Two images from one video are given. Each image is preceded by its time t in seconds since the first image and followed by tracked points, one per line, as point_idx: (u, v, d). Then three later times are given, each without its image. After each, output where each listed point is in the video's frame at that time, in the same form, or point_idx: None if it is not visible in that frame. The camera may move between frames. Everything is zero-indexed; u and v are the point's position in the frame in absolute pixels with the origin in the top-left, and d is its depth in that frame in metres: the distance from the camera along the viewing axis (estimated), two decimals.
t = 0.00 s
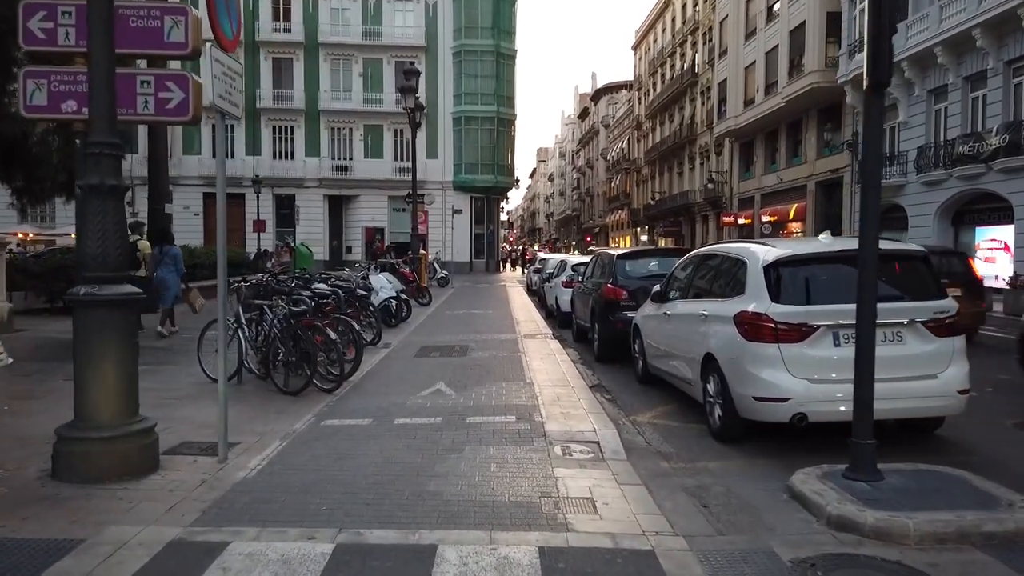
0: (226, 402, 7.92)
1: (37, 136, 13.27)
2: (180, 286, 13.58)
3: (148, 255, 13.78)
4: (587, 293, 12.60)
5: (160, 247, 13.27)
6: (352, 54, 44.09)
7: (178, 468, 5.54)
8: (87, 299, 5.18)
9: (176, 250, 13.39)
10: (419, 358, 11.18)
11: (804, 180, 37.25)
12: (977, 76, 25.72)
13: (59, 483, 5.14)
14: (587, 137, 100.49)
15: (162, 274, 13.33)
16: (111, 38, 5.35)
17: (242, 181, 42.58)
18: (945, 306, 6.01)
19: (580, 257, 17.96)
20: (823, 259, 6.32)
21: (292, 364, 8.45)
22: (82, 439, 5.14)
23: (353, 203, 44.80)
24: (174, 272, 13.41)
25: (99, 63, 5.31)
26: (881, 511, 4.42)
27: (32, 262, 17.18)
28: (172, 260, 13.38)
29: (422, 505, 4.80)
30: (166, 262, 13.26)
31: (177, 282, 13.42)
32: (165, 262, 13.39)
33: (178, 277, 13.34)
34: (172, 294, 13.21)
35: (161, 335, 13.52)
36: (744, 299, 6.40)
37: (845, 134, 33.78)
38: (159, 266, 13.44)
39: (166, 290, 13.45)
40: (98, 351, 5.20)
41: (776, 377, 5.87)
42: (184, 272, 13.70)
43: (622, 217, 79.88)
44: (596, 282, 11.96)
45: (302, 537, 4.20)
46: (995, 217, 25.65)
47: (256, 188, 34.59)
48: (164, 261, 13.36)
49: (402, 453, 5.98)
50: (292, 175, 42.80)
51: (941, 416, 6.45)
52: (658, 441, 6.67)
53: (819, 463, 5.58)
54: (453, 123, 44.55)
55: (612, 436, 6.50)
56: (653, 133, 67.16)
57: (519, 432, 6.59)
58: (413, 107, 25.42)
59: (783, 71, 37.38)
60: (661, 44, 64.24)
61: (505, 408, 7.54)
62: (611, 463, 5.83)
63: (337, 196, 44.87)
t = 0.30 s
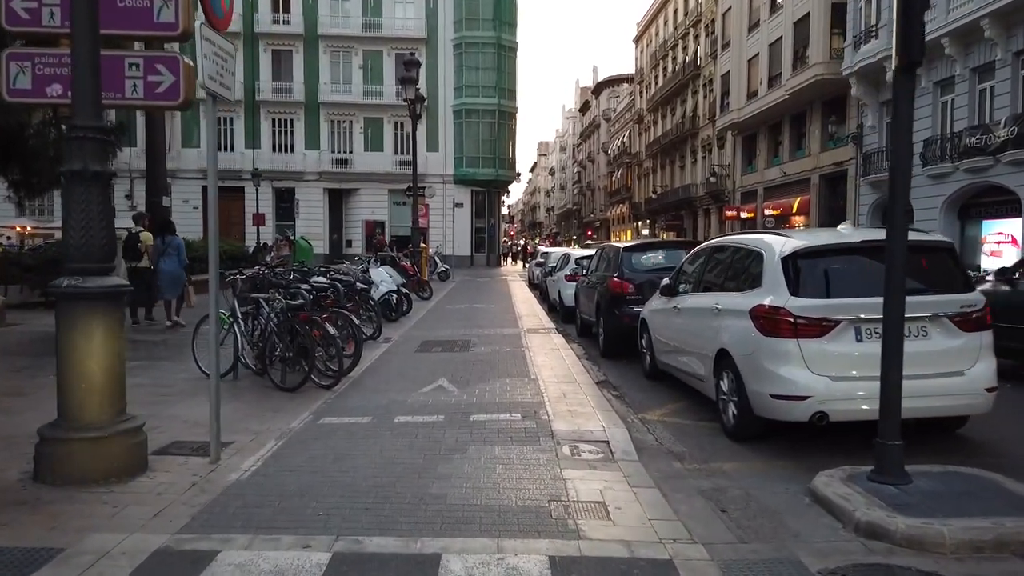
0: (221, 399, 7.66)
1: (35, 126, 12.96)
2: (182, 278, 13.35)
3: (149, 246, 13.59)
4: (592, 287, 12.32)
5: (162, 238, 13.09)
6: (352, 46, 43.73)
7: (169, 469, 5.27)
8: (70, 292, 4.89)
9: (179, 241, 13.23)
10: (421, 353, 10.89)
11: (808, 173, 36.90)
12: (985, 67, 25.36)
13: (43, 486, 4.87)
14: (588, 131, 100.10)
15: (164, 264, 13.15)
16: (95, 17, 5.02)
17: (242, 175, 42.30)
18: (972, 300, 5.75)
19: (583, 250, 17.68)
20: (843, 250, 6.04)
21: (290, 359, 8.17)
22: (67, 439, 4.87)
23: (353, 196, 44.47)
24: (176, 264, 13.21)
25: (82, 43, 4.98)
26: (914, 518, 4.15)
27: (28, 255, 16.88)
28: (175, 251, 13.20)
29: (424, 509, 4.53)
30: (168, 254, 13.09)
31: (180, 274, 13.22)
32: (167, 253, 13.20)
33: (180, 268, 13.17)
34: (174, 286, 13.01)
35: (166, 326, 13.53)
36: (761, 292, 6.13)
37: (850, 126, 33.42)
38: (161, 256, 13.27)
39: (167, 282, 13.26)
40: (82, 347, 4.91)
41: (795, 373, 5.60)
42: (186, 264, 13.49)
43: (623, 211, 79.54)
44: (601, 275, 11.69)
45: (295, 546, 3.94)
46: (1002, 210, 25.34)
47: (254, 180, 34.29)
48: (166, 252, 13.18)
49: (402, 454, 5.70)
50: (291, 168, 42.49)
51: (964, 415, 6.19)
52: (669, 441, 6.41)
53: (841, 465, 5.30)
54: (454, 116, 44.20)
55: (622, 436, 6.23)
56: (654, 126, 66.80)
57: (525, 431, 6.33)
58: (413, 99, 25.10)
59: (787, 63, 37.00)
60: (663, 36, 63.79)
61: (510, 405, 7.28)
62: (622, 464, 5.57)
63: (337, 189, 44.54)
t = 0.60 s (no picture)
0: (215, 406, 7.40)
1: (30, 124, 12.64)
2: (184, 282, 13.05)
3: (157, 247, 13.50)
4: (596, 288, 12.07)
5: (169, 239, 12.95)
6: (352, 43, 43.46)
7: (158, 484, 5.03)
8: (54, 298, 4.64)
9: (185, 244, 13.03)
10: (421, 357, 10.63)
11: (811, 172, 36.61)
12: (992, 65, 25.10)
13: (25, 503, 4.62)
14: (588, 130, 99.87)
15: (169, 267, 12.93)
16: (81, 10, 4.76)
17: (241, 173, 42.05)
18: (999, 307, 5.50)
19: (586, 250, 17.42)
20: (863, 254, 5.80)
21: (286, 365, 7.92)
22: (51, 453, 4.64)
23: (353, 195, 44.22)
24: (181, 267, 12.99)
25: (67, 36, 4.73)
26: (947, 540, 3.90)
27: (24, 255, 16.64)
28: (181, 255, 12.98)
29: (427, 529, 4.29)
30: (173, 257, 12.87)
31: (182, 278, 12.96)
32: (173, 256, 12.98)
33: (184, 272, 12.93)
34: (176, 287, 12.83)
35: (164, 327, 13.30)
36: (777, 297, 5.88)
37: (854, 125, 33.14)
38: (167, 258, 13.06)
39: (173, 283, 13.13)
40: (66, 356, 4.66)
41: (815, 383, 5.34)
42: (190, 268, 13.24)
43: (624, 209, 79.29)
44: (607, 276, 11.44)
45: (290, 572, 3.69)
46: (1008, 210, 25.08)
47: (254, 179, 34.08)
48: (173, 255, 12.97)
49: (402, 467, 5.46)
50: (290, 167, 42.23)
51: (989, 425, 5.94)
52: (680, 452, 6.16)
53: (864, 481, 5.05)
54: (454, 114, 43.92)
55: (632, 446, 5.97)
56: (655, 124, 66.53)
57: (531, 441, 6.08)
58: (413, 97, 24.83)
59: (789, 61, 36.71)
60: (664, 34, 63.45)
61: (515, 414, 7.03)
62: (633, 477, 5.31)
63: (337, 188, 44.29)
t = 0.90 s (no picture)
0: (201, 410, 7.11)
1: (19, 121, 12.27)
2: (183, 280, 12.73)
3: (161, 242, 13.20)
4: (596, 287, 11.81)
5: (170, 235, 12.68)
6: (349, 42, 43.17)
7: (135, 494, 4.75)
8: (22, 298, 4.35)
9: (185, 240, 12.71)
10: (416, 358, 10.36)
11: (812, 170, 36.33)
12: (995, 62, 24.84)
13: None
14: (587, 129, 99.62)
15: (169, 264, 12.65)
16: None
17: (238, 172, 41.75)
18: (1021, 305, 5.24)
19: (586, 249, 17.16)
20: (879, 250, 5.53)
21: (277, 366, 7.63)
22: (19, 462, 4.35)
23: (350, 194, 43.93)
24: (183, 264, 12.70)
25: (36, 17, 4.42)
26: (977, 556, 3.63)
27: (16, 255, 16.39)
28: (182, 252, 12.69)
29: (420, 544, 4.01)
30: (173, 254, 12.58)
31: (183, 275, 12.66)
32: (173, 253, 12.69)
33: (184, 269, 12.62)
34: (178, 286, 12.54)
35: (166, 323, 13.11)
36: (789, 295, 5.61)
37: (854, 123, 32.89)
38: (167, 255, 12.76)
39: (174, 280, 12.89)
40: (34, 359, 4.38)
41: (829, 386, 5.07)
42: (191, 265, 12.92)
43: (623, 209, 78.99)
44: (607, 275, 11.18)
45: None
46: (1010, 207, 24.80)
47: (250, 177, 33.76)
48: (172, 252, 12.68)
49: (394, 475, 5.18)
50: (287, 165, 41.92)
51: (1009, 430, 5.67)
52: (686, 457, 5.89)
53: (882, 490, 4.78)
54: (452, 112, 43.59)
55: (635, 452, 5.70)
56: (654, 123, 66.29)
57: (530, 447, 5.80)
58: (411, 94, 24.54)
59: (790, 59, 36.46)
60: (663, 33, 63.22)
61: (513, 418, 6.76)
62: (638, 485, 5.04)
63: (334, 187, 43.99)
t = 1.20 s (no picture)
0: (183, 419, 6.82)
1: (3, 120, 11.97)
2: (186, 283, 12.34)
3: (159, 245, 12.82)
4: (596, 289, 11.51)
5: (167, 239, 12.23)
6: (346, 41, 42.85)
7: (104, 513, 4.46)
8: None
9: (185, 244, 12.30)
10: (409, 362, 10.06)
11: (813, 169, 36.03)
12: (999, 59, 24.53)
13: None
14: (586, 128, 99.30)
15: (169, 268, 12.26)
16: None
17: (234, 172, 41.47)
18: None
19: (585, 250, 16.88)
20: (893, 252, 5.24)
21: (263, 373, 7.33)
22: None
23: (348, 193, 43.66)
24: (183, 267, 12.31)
25: None
26: None
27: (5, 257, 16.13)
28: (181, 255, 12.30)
29: (407, 571, 3.71)
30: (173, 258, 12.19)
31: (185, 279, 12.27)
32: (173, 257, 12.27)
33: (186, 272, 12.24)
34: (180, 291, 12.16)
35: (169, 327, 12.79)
36: (799, 300, 5.31)
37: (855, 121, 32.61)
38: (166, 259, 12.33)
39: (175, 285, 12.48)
40: None
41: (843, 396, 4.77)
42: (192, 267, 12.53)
43: (622, 208, 78.72)
44: (607, 277, 10.89)
45: None
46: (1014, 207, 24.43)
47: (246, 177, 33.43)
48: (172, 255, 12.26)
49: (382, 491, 4.88)
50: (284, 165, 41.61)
51: None
52: (690, 470, 5.59)
53: (899, 508, 4.48)
54: (450, 111, 43.28)
55: (637, 466, 5.41)
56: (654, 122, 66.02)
57: (526, 460, 5.52)
58: (408, 93, 24.22)
59: (790, 57, 36.18)
60: (662, 32, 62.95)
61: (509, 427, 6.48)
62: (639, 503, 4.76)
63: (332, 187, 43.70)
